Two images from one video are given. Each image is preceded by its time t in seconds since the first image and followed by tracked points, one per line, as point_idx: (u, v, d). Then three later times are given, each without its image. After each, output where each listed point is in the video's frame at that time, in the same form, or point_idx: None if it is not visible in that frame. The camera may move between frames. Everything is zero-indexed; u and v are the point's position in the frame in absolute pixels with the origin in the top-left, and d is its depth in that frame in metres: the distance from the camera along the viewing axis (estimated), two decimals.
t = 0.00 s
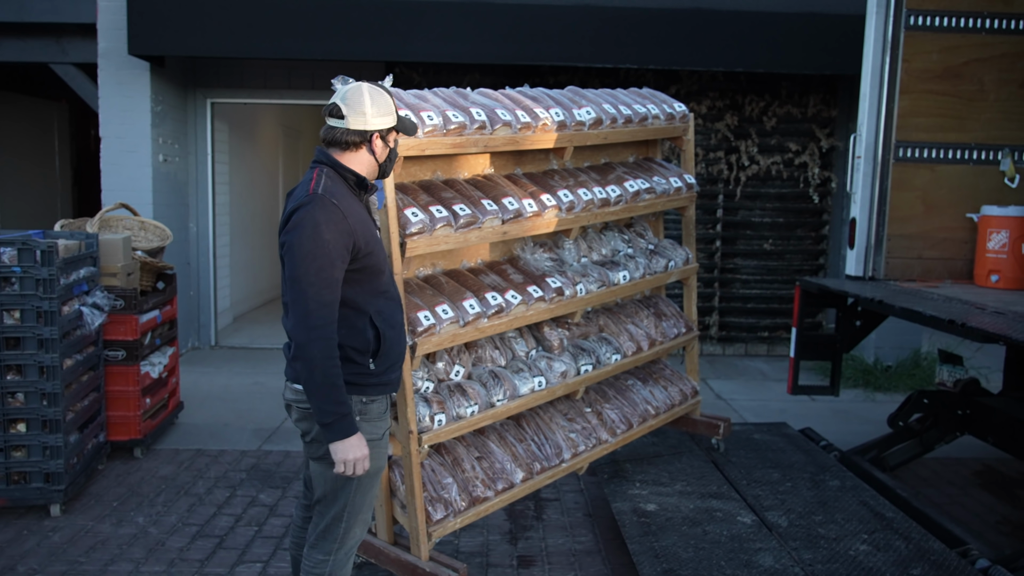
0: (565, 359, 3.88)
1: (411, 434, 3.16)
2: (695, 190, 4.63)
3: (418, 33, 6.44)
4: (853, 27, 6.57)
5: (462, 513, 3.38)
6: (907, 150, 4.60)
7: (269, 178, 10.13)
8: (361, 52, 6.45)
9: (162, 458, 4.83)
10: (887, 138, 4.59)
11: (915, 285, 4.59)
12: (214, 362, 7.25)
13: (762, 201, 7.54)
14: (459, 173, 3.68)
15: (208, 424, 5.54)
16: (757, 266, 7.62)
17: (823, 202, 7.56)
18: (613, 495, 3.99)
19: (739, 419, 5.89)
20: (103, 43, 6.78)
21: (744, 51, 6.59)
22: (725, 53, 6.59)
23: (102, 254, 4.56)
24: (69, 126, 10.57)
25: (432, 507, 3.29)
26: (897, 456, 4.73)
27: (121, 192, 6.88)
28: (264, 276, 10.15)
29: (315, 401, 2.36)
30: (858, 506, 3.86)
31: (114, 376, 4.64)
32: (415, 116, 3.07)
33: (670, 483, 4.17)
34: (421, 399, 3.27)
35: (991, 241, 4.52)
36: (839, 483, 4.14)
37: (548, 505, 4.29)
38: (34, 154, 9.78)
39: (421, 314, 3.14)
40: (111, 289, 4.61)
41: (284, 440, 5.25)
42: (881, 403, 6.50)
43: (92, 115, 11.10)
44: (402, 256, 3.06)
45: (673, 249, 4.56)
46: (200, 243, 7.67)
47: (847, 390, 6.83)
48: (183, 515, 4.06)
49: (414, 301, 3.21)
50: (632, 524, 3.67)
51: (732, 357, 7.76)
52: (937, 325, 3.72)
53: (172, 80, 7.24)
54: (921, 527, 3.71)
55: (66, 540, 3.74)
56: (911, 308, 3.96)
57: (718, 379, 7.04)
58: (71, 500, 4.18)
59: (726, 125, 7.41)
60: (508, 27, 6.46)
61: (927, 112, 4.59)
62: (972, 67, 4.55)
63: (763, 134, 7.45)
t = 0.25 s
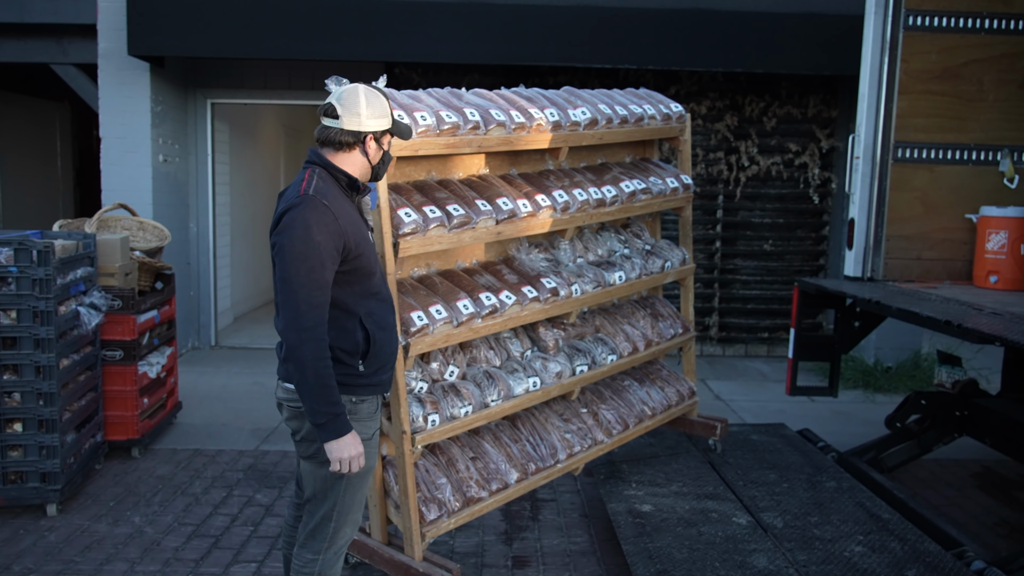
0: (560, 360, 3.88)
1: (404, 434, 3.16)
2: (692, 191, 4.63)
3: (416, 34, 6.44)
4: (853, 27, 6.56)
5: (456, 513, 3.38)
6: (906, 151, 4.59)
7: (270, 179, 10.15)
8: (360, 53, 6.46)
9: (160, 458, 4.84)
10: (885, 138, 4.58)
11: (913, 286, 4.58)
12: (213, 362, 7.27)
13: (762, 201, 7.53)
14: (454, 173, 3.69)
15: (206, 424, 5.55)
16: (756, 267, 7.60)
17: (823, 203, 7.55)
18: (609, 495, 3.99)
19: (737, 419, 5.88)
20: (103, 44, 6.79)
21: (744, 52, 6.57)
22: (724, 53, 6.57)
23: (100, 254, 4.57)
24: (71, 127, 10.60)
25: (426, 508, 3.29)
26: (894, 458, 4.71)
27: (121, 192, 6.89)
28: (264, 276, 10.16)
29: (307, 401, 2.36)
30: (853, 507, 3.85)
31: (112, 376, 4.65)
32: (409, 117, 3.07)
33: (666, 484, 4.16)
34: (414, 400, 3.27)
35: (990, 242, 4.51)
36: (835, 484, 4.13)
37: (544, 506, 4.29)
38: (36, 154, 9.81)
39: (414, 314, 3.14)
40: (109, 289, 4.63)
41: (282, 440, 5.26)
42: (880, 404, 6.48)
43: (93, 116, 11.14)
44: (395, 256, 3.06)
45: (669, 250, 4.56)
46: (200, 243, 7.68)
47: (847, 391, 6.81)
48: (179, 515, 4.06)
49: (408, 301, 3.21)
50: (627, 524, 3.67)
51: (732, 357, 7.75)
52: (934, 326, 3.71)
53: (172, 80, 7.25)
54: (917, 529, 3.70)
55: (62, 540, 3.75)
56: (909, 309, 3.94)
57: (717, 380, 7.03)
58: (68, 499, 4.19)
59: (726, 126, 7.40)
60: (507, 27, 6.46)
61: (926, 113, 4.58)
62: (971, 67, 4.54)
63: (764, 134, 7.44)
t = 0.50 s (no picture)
0: (558, 360, 3.88)
1: (400, 435, 3.16)
2: (691, 191, 4.62)
3: (417, 35, 6.44)
4: (855, 27, 6.53)
5: (453, 514, 3.38)
6: (907, 151, 4.57)
7: (273, 180, 10.17)
8: (361, 54, 6.46)
9: (160, 459, 4.86)
10: (886, 138, 4.56)
11: (915, 286, 4.56)
12: (215, 363, 7.28)
13: (764, 201, 7.51)
14: (451, 174, 3.69)
15: (207, 425, 5.57)
16: (759, 267, 7.58)
17: (825, 203, 7.52)
18: (607, 496, 3.98)
19: (738, 420, 5.86)
20: (106, 46, 6.82)
21: (745, 52, 6.56)
22: (725, 52, 6.56)
23: (100, 255, 4.59)
24: (75, 128, 10.64)
25: (422, 508, 3.29)
26: (895, 459, 4.68)
27: (123, 193, 6.91)
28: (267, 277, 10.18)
29: (304, 400, 2.37)
30: (853, 508, 3.84)
31: (113, 377, 4.66)
32: (404, 117, 3.07)
33: (665, 485, 4.16)
34: (411, 400, 3.27)
35: (992, 242, 4.48)
36: (835, 485, 4.12)
37: (542, 506, 4.28)
38: (41, 156, 9.85)
39: (410, 315, 3.14)
40: (109, 290, 4.64)
41: (282, 441, 5.27)
42: (883, 404, 6.46)
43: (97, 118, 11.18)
44: (391, 257, 3.06)
45: (668, 250, 4.56)
46: (203, 244, 7.70)
47: (850, 392, 6.79)
48: (178, 515, 4.07)
49: (404, 302, 3.22)
50: (625, 525, 3.66)
51: (734, 358, 7.73)
52: (934, 326, 3.69)
53: (174, 82, 7.27)
54: (916, 530, 3.68)
55: (61, 540, 3.77)
56: (909, 309, 3.92)
57: (719, 381, 7.02)
58: (68, 499, 4.20)
59: (727, 126, 7.39)
60: (508, 28, 6.46)
61: (927, 112, 4.56)
62: (972, 67, 4.52)
63: (765, 134, 7.42)
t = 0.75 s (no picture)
0: (557, 360, 3.87)
1: (399, 435, 3.15)
2: (692, 190, 4.61)
3: (418, 35, 6.44)
4: (857, 26, 6.51)
5: (452, 514, 3.38)
6: (909, 150, 4.55)
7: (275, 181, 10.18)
8: (362, 55, 6.47)
9: (162, 459, 4.86)
10: (888, 137, 4.54)
11: (917, 286, 4.54)
12: (218, 363, 7.29)
13: (767, 201, 7.49)
14: (449, 174, 3.69)
15: (209, 425, 5.58)
16: (761, 267, 7.56)
17: (828, 202, 7.49)
18: (607, 496, 3.97)
19: (740, 420, 5.84)
20: (108, 47, 6.84)
21: (747, 51, 6.54)
22: (727, 52, 6.54)
23: (102, 256, 4.60)
24: (79, 130, 10.67)
25: (421, 509, 3.28)
26: (897, 459, 4.65)
27: (125, 194, 6.92)
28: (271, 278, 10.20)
29: (299, 399, 2.37)
30: (854, 508, 3.83)
31: (114, 378, 4.67)
32: (401, 117, 3.07)
33: (665, 485, 4.15)
34: (409, 400, 3.27)
35: (994, 241, 4.46)
36: (836, 486, 4.10)
37: (543, 507, 4.28)
38: (45, 157, 9.88)
39: (408, 315, 3.14)
40: (110, 291, 4.65)
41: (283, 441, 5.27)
42: (886, 404, 6.43)
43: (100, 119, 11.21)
44: (389, 257, 3.06)
45: (668, 250, 4.55)
46: (205, 245, 7.72)
47: (853, 392, 6.76)
48: (179, 516, 4.08)
49: (402, 302, 3.22)
50: (625, 526, 3.65)
51: (737, 358, 7.70)
52: (935, 326, 3.67)
53: (176, 83, 7.29)
54: (918, 531, 3.66)
55: (62, 540, 3.77)
56: (910, 309, 3.90)
57: (721, 381, 7.00)
58: (69, 500, 4.21)
59: (729, 126, 7.38)
60: (509, 28, 6.46)
61: (929, 111, 4.54)
62: (975, 65, 4.50)
63: (768, 133, 7.40)
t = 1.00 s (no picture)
0: (557, 361, 3.86)
1: (398, 435, 3.15)
2: (693, 190, 4.60)
3: (420, 34, 6.44)
4: (860, 25, 6.49)
5: (451, 514, 3.37)
6: (912, 150, 4.53)
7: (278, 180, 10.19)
8: (364, 54, 6.46)
9: (163, 459, 4.86)
10: (891, 137, 4.52)
11: (919, 286, 4.52)
12: (220, 363, 7.30)
13: (770, 201, 7.47)
14: (450, 174, 3.69)
15: (210, 425, 5.58)
16: (764, 267, 7.54)
17: (831, 203, 7.47)
18: (607, 497, 3.96)
19: (742, 421, 5.83)
20: (111, 47, 6.85)
21: (749, 50, 6.52)
22: (730, 51, 6.52)
23: (103, 255, 4.60)
24: (83, 129, 10.69)
25: (420, 509, 3.28)
26: (901, 460, 4.66)
27: (127, 194, 6.93)
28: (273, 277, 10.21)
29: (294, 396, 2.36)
30: (855, 510, 3.81)
31: (115, 377, 4.67)
32: (401, 116, 3.06)
33: (666, 486, 4.13)
34: (409, 400, 3.26)
35: (998, 241, 4.43)
36: (838, 487, 4.08)
37: (543, 507, 4.27)
38: (48, 157, 9.90)
39: (407, 315, 3.14)
40: (112, 290, 4.65)
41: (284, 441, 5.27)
42: (889, 405, 6.41)
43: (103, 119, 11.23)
44: (388, 256, 3.06)
45: (669, 250, 4.54)
46: (207, 244, 7.72)
47: (855, 393, 6.74)
48: (179, 515, 4.08)
49: (401, 301, 3.21)
50: (625, 526, 3.64)
51: (739, 358, 7.69)
52: (937, 326, 3.65)
53: (179, 83, 7.29)
54: (919, 532, 3.64)
55: (62, 539, 3.78)
56: (913, 310, 3.88)
57: (724, 381, 6.98)
58: (70, 499, 4.22)
59: (732, 125, 7.36)
60: (511, 28, 6.45)
61: (932, 111, 4.52)
62: (978, 65, 4.48)
63: (771, 133, 7.38)
